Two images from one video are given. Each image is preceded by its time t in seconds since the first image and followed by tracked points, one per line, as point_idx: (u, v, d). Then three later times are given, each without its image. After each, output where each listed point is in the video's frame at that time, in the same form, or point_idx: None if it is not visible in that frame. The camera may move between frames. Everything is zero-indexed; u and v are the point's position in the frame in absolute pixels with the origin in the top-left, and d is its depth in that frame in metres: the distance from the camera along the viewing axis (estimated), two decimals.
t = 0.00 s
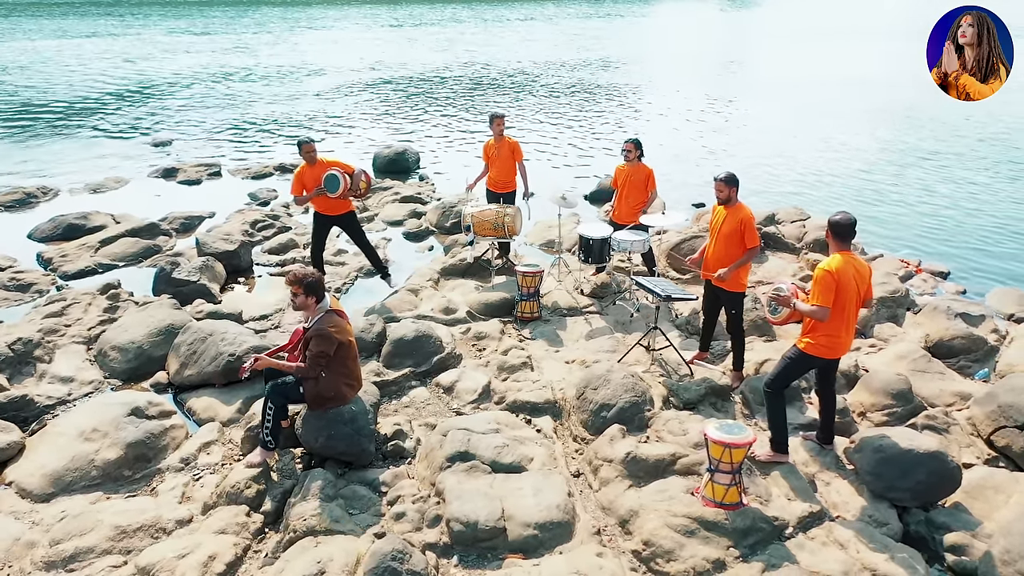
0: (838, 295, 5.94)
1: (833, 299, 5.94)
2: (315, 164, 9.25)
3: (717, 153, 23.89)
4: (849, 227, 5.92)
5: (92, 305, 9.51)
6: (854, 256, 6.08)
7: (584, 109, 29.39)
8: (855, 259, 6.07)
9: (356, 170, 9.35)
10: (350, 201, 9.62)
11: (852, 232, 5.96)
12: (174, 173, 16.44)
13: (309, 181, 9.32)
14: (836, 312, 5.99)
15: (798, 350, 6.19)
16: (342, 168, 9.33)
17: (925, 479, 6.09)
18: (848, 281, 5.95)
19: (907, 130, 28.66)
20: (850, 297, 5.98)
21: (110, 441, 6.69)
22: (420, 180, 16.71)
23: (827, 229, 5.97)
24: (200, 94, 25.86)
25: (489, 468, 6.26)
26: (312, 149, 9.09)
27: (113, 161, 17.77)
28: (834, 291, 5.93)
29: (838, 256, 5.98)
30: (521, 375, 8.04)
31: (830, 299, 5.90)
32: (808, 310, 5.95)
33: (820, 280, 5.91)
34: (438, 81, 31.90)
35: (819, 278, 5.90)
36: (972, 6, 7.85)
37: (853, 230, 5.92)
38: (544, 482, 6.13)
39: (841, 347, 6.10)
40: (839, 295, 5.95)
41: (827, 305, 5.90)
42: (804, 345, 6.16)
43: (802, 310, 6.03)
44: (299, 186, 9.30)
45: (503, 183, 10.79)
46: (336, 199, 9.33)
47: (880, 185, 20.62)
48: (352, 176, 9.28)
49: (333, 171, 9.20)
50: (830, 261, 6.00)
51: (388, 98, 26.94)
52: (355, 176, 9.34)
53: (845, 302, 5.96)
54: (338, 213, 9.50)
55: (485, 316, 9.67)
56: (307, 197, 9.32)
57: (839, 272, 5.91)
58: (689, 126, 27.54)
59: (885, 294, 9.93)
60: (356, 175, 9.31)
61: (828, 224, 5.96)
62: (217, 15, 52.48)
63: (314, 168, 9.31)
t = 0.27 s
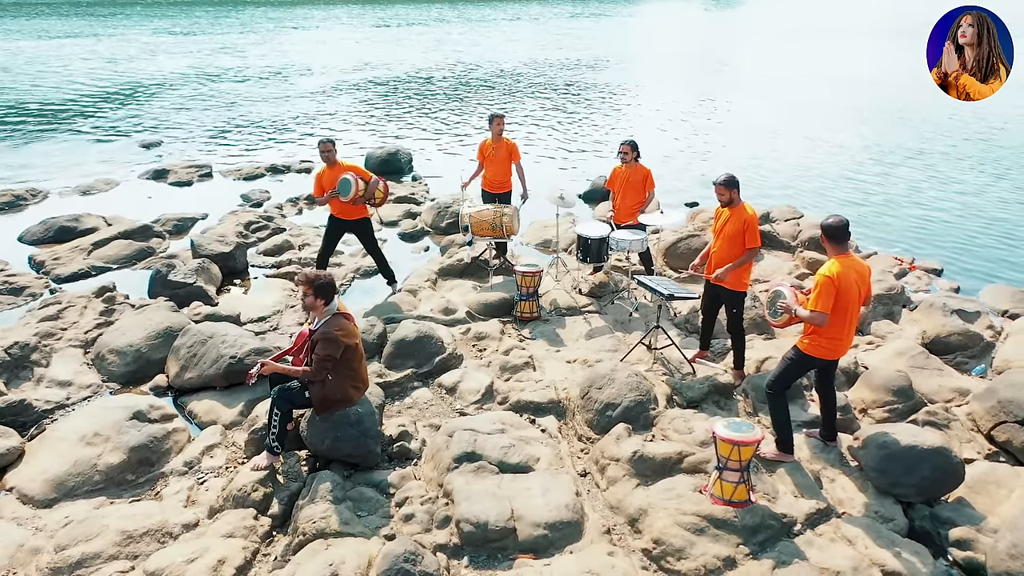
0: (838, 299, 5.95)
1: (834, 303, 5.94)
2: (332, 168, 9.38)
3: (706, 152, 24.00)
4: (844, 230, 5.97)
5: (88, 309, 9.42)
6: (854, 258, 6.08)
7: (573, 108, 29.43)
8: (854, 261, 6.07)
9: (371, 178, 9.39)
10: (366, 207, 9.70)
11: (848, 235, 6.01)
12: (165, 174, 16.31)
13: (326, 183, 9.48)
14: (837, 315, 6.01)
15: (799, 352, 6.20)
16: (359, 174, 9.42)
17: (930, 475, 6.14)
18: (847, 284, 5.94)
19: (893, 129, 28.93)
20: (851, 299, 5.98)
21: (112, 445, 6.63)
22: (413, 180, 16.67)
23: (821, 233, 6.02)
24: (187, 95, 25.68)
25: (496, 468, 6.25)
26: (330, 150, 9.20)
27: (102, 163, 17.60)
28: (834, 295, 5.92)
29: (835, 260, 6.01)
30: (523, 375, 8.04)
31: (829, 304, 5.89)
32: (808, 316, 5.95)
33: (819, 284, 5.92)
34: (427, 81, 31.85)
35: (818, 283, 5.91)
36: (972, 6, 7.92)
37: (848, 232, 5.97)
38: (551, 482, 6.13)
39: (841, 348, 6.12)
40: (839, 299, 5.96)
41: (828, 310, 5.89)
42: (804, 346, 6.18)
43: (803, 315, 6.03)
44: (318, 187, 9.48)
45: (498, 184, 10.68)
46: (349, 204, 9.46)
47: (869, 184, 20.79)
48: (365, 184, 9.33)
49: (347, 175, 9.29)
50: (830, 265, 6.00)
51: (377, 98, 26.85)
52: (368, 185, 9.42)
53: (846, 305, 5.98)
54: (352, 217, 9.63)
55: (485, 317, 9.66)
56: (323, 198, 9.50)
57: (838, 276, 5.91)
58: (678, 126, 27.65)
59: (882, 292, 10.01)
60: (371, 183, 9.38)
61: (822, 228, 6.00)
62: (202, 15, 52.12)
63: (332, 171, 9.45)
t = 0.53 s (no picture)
0: (840, 297, 5.92)
1: (836, 301, 5.91)
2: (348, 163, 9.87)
3: (693, 152, 24.13)
4: (840, 229, 5.91)
5: (82, 312, 9.31)
6: (852, 255, 6.04)
7: (559, 108, 29.49)
8: (853, 257, 6.02)
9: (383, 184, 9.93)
10: (368, 212, 10.08)
11: (843, 234, 5.95)
12: (152, 176, 16.17)
13: (337, 177, 9.90)
14: (839, 313, 5.99)
15: (803, 350, 6.21)
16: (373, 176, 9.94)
17: (932, 469, 6.22)
18: (848, 282, 5.92)
19: (875, 127, 29.24)
20: (853, 296, 5.97)
21: (114, 450, 6.56)
22: (403, 181, 16.63)
23: (817, 234, 5.97)
24: (171, 96, 25.48)
25: (503, 468, 6.26)
26: (348, 145, 9.54)
27: (87, 165, 17.41)
28: (836, 295, 5.89)
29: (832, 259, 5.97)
30: (525, 375, 8.04)
31: (830, 304, 5.86)
32: (810, 316, 5.94)
33: (819, 285, 5.89)
34: (411, 82, 31.78)
35: (818, 284, 5.88)
36: (972, 6, 8.00)
37: (843, 231, 5.91)
38: (559, 481, 6.15)
39: (843, 344, 6.14)
40: (840, 298, 5.93)
41: (830, 311, 5.87)
42: (808, 343, 6.18)
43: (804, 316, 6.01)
44: (327, 177, 9.83)
45: (493, 184, 10.67)
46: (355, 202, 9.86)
47: (853, 182, 21.00)
48: (377, 187, 9.85)
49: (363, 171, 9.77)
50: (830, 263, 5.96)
51: (363, 99, 26.75)
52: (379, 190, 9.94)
53: (847, 303, 5.96)
54: (352, 217, 9.95)
55: (482, 317, 9.66)
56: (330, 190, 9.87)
57: (839, 274, 5.88)
58: (663, 126, 27.79)
59: (875, 288, 10.12)
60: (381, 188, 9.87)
61: (818, 228, 5.96)
62: (181, 16, 51.63)
63: (346, 166, 9.92)
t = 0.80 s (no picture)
0: (848, 296, 5.93)
1: (845, 300, 5.92)
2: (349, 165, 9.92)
3: (678, 152, 24.28)
4: (840, 228, 5.95)
5: (75, 317, 9.20)
6: (854, 252, 6.07)
7: (544, 109, 29.54)
8: (854, 254, 6.05)
9: (382, 189, 10.03)
10: (366, 216, 10.15)
11: (844, 232, 5.99)
12: (138, 179, 16.01)
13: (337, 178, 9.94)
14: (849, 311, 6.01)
15: (807, 347, 6.24)
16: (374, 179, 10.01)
17: (934, 463, 6.31)
18: (854, 280, 5.94)
19: (856, 127, 29.59)
20: (859, 293, 5.99)
21: (116, 456, 6.49)
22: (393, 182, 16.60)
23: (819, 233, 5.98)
24: (153, 98, 25.23)
25: (511, 468, 6.27)
26: (350, 147, 9.73)
27: (72, 168, 17.20)
28: (844, 293, 5.90)
29: (836, 257, 5.98)
30: (527, 375, 8.05)
31: (841, 303, 5.87)
32: (821, 316, 5.94)
33: (827, 284, 5.90)
34: (396, 83, 31.69)
35: (827, 283, 5.89)
36: (972, 6, 8.19)
37: (844, 229, 5.95)
38: (568, 481, 6.17)
39: (847, 340, 6.20)
40: (848, 296, 5.95)
41: (841, 309, 5.88)
42: (814, 340, 6.21)
43: (813, 316, 6.01)
44: (326, 177, 9.94)
45: (487, 185, 10.67)
46: (354, 205, 9.93)
47: (838, 181, 21.23)
48: (377, 191, 9.92)
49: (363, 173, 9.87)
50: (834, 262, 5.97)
51: (348, 100, 26.66)
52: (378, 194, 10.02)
53: (855, 300, 5.98)
54: (349, 219, 10.01)
55: (480, 317, 9.67)
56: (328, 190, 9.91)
57: (845, 273, 5.90)
58: (648, 126, 27.93)
59: (868, 286, 10.24)
60: (381, 193, 9.95)
61: (819, 227, 5.98)
62: (159, 16, 51.08)
63: (346, 167, 9.96)
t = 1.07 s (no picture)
0: (856, 290, 6.05)
1: (852, 293, 6.04)
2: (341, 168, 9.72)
3: (662, 153, 24.41)
4: (844, 225, 6.06)
5: (68, 323, 9.08)
6: (858, 248, 6.20)
7: (527, 109, 29.54)
8: (859, 251, 6.19)
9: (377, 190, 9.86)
10: (361, 217, 9.98)
11: (847, 229, 6.11)
12: (123, 182, 15.81)
13: (329, 182, 9.75)
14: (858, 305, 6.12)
15: (814, 342, 6.33)
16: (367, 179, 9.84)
17: (936, 458, 6.40)
18: (862, 274, 6.05)
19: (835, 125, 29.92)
20: (867, 287, 6.11)
21: (120, 464, 6.35)
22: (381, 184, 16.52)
23: (822, 233, 6.09)
24: (133, 100, 24.94)
25: (520, 469, 6.28)
26: (343, 150, 9.49)
27: (53, 172, 16.95)
28: (853, 287, 6.03)
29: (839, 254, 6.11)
30: (529, 376, 8.06)
31: (851, 297, 6.00)
32: (831, 311, 6.05)
33: (835, 280, 6.03)
34: (378, 83, 31.53)
35: (835, 277, 6.02)
36: (972, 6, 8.29)
37: (847, 226, 6.07)
38: (577, 482, 6.18)
39: (855, 335, 6.30)
40: (856, 290, 6.07)
41: (851, 302, 6.00)
42: (821, 336, 6.30)
43: (823, 311, 6.11)
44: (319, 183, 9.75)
45: (483, 186, 10.70)
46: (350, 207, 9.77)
47: (820, 180, 21.46)
48: (372, 192, 9.72)
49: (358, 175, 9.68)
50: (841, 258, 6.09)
51: (331, 101, 26.50)
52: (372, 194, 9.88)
53: (863, 294, 6.10)
54: (346, 222, 9.85)
55: (478, 318, 9.68)
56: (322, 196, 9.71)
57: (852, 268, 6.02)
58: (631, 127, 28.05)
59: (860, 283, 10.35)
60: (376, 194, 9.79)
61: (823, 227, 6.08)
62: (134, 17, 50.41)
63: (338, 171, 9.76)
